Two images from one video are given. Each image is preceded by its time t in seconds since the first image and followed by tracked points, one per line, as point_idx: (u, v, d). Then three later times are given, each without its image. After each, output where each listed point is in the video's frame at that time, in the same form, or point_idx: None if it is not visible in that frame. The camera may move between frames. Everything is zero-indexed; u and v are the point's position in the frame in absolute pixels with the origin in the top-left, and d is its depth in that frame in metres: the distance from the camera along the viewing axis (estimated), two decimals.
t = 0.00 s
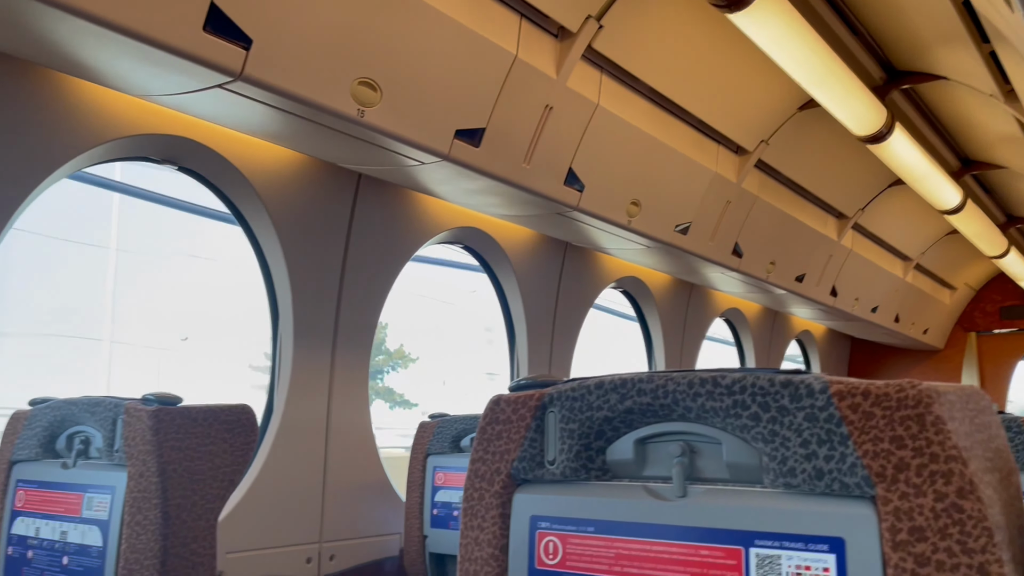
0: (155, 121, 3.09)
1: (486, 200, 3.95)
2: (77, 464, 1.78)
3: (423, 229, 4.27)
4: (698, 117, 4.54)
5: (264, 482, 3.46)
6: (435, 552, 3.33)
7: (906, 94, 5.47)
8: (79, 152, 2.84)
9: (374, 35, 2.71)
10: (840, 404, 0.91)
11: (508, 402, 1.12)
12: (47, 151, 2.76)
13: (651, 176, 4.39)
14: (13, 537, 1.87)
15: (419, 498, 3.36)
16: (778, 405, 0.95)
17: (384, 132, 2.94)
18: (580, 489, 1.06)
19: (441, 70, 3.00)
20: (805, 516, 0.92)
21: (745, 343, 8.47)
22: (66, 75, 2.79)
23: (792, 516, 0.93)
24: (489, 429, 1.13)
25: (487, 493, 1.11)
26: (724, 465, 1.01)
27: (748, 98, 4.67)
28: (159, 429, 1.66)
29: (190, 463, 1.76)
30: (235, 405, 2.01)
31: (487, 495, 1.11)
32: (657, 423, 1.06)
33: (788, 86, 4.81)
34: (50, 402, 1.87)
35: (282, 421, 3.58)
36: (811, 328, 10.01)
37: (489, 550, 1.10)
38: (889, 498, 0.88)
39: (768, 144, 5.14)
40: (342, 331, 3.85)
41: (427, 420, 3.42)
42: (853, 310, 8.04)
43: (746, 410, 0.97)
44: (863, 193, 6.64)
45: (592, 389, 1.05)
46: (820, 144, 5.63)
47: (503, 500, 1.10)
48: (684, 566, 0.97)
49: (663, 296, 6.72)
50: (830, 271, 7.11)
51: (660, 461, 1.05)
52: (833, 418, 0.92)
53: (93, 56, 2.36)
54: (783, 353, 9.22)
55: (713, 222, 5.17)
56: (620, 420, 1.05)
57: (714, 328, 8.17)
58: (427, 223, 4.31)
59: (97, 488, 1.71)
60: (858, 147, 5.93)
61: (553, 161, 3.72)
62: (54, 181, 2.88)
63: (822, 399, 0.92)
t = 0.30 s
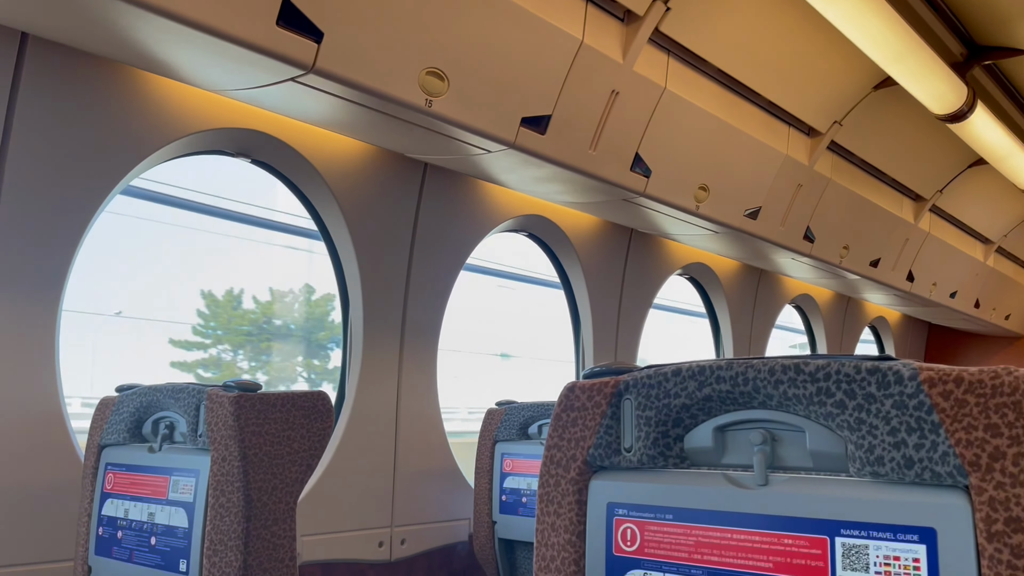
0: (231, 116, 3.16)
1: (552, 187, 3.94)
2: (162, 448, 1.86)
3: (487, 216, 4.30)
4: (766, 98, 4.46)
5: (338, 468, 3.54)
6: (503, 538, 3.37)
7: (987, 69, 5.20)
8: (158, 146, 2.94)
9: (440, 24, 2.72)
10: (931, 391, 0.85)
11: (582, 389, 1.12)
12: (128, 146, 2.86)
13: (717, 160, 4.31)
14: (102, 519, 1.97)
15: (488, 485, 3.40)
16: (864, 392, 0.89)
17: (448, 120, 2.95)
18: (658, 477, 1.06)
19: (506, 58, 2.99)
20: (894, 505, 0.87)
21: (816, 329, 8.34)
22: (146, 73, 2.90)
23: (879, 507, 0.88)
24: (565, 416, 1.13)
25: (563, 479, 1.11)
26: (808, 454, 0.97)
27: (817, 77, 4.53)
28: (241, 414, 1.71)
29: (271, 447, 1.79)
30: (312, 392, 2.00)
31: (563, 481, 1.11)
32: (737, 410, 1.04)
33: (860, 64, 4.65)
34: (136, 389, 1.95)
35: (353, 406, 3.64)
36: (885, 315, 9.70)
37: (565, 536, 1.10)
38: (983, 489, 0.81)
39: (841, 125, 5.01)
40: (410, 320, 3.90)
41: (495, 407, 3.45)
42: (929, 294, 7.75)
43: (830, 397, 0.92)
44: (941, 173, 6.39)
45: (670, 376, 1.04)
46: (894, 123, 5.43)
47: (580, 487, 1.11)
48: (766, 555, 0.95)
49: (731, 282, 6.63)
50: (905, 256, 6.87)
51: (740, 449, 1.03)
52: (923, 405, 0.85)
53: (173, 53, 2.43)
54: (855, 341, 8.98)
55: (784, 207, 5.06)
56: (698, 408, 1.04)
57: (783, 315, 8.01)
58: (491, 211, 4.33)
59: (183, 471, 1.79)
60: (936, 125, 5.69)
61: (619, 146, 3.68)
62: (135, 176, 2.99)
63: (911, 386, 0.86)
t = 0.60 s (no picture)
0: (272, 108, 3.19)
1: (589, 175, 3.92)
2: (208, 435, 1.90)
3: (525, 205, 4.29)
4: (809, 83, 4.37)
5: (378, 455, 3.59)
6: (542, 526, 3.38)
7: None
8: (200, 138, 2.98)
9: (478, 13, 2.72)
10: (984, 381, 0.82)
11: (624, 378, 1.12)
12: (172, 138, 2.91)
13: (758, 145, 4.23)
14: (150, 504, 2.02)
15: (525, 472, 3.42)
16: (914, 381, 0.86)
17: (485, 108, 2.94)
18: (700, 467, 1.04)
19: (544, 46, 2.97)
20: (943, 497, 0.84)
21: (859, 318, 8.21)
22: (188, 65, 2.94)
23: (929, 499, 0.84)
24: (606, 405, 1.13)
25: (605, 468, 1.12)
26: (855, 444, 0.95)
27: (860, 59, 4.43)
28: (284, 402, 1.74)
29: (314, 435, 1.83)
30: (352, 380, 2.03)
31: (605, 470, 1.12)
32: (781, 400, 1.02)
33: (905, 45, 4.52)
34: (182, 377, 2.00)
35: (393, 394, 3.68)
36: (928, 303, 9.50)
37: (608, 525, 1.11)
38: None
39: (884, 110, 4.89)
40: (449, 309, 3.92)
41: (533, 395, 3.46)
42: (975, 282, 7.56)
43: (878, 387, 0.89)
44: (989, 157, 6.21)
45: (712, 365, 1.03)
46: (939, 107, 5.29)
47: (622, 476, 1.10)
48: (812, 546, 0.93)
49: (770, 271, 6.53)
50: (951, 243, 6.71)
51: (785, 438, 1.02)
52: (975, 396, 0.82)
53: (215, 45, 2.46)
54: (897, 330, 8.82)
55: (826, 193, 4.97)
56: (742, 397, 1.03)
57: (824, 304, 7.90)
58: (529, 201, 4.32)
59: (228, 458, 1.83)
60: (984, 109, 5.53)
61: (657, 132, 3.64)
62: (179, 168, 3.04)
63: (963, 375, 0.83)
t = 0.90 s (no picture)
0: (290, 102, 3.20)
1: (607, 166, 3.90)
2: (229, 427, 1.93)
3: (542, 197, 4.29)
4: (829, 72, 4.32)
5: (396, 446, 3.61)
6: (560, 517, 3.39)
7: None
8: (220, 132, 3.01)
9: (495, 4, 2.71)
10: (1004, 373, 0.81)
11: (641, 371, 1.12)
12: (191, 133, 2.94)
13: (777, 135, 4.19)
14: (173, 494, 2.05)
15: (543, 465, 3.42)
16: (933, 374, 0.86)
17: (501, 100, 2.94)
18: (717, 460, 1.04)
19: (561, 37, 2.96)
20: (962, 490, 0.83)
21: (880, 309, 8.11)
22: (207, 60, 2.96)
23: (949, 493, 0.84)
24: (622, 398, 1.13)
25: (622, 461, 1.12)
26: (873, 437, 0.94)
27: (882, 47, 4.36)
28: (304, 395, 1.75)
29: (332, 426, 1.84)
30: (370, 371, 2.04)
31: (621, 463, 1.12)
32: (799, 393, 1.01)
33: (929, 32, 4.45)
34: (203, 369, 2.03)
35: (411, 387, 3.70)
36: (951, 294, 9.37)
37: (624, 517, 1.11)
38: None
39: (906, 99, 4.82)
40: (466, 301, 3.93)
41: (551, 388, 3.47)
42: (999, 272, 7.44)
43: (897, 380, 0.88)
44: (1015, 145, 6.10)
45: (729, 359, 1.03)
46: (963, 94, 5.20)
47: (639, 468, 1.11)
48: (829, 539, 0.92)
49: (790, 262, 6.47)
50: (975, 233, 6.61)
51: (803, 432, 1.01)
52: (995, 389, 0.81)
53: (233, 39, 2.48)
54: (919, 322, 8.71)
55: (846, 183, 4.91)
56: (760, 390, 1.02)
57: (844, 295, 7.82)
58: (546, 193, 4.32)
59: (248, 449, 1.86)
60: (1010, 97, 5.43)
61: (675, 123, 3.62)
62: (199, 162, 3.08)
63: (983, 367, 0.82)
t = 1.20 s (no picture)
0: (298, 100, 3.21)
1: (614, 163, 3.90)
2: (238, 424, 1.93)
3: (549, 195, 4.29)
4: (837, 68, 4.30)
5: (405, 442, 3.62)
6: (569, 514, 3.39)
7: None
8: (228, 130, 3.02)
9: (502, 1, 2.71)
10: (1014, 369, 0.80)
11: (649, 367, 1.12)
12: (199, 131, 2.95)
13: (785, 132, 4.17)
14: (183, 491, 2.07)
15: (552, 462, 3.43)
16: (943, 370, 0.85)
17: (508, 97, 2.94)
18: (725, 456, 1.04)
19: (569, 34, 2.96)
20: (972, 486, 0.82)
21: (889, 306, 8.07)
22: (215, 58, 2.98)
23: (959, 489, 0.83)
24: (631, 395, 1.13)
25: (630, 457, 1.12)
26: (883, 434, 0.94)
27: (890, 42, 4.34)
28: (312, 392, 1.76)
29: (341, 423, 1.85)
30: (378, 368, 2.04)
31: (630, 460, 1.12)
32: (809, 389, 1.01)
33: (937, 27, 4.41)
34: (212, 367, 2.04)
35: (420, 384, 3.71)
36: (961, 290, 9.31)
37: (633, 513, 1.11)
38: None
39: (914, 95, 4.80)
40: (474, 299, 3.93)
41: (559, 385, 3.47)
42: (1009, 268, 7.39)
43: (907, 375, 0.88)
44: None
45: (738, 354, 1.02)
46: (973, 90, 5.17)
47: (647, 464, 1.11)
48: (839, 535, 0.92)
49: (799, 259, 6.45)
50: (984, 229, 6.56)
51: (812, 428, 1.01)
52: (1006, 384, 0.81)
53: (240, 37, 2.49)
54: (928, 318, 8.66)
55: (854, 180, 4.88)
56: (768, 386, 1.02)
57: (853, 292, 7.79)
58: (553, 190, 4.32)
59: (257, 446, 1.86)
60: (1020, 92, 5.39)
61: (683, 120, 3.61)
62: (207, 160, 3.09)
63: (993, 363, 0.81)
